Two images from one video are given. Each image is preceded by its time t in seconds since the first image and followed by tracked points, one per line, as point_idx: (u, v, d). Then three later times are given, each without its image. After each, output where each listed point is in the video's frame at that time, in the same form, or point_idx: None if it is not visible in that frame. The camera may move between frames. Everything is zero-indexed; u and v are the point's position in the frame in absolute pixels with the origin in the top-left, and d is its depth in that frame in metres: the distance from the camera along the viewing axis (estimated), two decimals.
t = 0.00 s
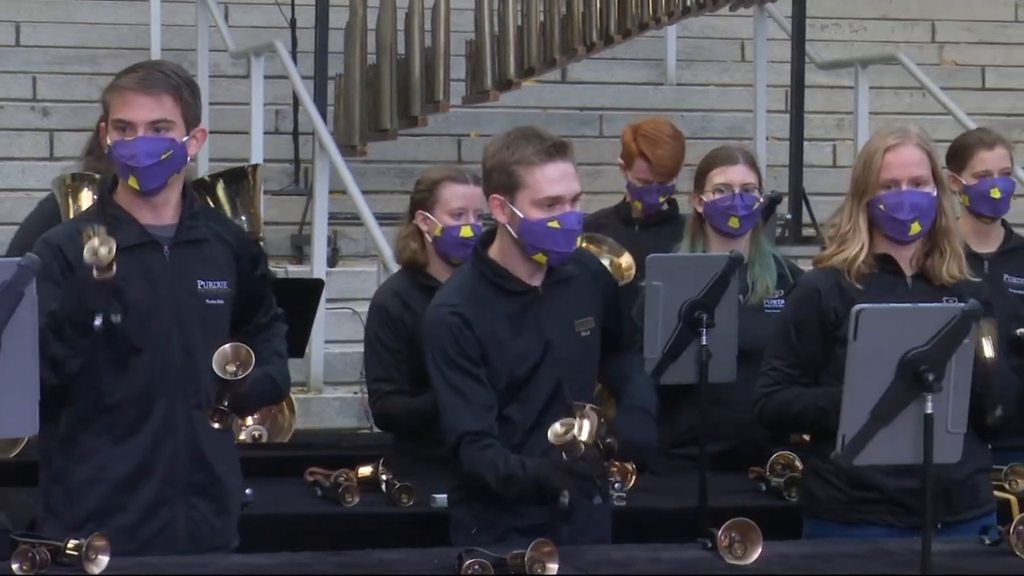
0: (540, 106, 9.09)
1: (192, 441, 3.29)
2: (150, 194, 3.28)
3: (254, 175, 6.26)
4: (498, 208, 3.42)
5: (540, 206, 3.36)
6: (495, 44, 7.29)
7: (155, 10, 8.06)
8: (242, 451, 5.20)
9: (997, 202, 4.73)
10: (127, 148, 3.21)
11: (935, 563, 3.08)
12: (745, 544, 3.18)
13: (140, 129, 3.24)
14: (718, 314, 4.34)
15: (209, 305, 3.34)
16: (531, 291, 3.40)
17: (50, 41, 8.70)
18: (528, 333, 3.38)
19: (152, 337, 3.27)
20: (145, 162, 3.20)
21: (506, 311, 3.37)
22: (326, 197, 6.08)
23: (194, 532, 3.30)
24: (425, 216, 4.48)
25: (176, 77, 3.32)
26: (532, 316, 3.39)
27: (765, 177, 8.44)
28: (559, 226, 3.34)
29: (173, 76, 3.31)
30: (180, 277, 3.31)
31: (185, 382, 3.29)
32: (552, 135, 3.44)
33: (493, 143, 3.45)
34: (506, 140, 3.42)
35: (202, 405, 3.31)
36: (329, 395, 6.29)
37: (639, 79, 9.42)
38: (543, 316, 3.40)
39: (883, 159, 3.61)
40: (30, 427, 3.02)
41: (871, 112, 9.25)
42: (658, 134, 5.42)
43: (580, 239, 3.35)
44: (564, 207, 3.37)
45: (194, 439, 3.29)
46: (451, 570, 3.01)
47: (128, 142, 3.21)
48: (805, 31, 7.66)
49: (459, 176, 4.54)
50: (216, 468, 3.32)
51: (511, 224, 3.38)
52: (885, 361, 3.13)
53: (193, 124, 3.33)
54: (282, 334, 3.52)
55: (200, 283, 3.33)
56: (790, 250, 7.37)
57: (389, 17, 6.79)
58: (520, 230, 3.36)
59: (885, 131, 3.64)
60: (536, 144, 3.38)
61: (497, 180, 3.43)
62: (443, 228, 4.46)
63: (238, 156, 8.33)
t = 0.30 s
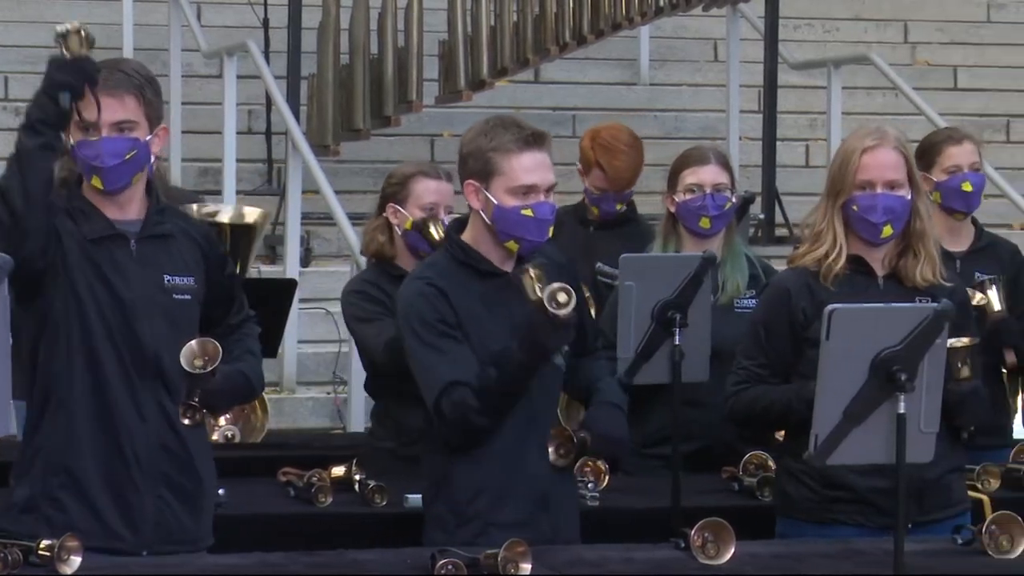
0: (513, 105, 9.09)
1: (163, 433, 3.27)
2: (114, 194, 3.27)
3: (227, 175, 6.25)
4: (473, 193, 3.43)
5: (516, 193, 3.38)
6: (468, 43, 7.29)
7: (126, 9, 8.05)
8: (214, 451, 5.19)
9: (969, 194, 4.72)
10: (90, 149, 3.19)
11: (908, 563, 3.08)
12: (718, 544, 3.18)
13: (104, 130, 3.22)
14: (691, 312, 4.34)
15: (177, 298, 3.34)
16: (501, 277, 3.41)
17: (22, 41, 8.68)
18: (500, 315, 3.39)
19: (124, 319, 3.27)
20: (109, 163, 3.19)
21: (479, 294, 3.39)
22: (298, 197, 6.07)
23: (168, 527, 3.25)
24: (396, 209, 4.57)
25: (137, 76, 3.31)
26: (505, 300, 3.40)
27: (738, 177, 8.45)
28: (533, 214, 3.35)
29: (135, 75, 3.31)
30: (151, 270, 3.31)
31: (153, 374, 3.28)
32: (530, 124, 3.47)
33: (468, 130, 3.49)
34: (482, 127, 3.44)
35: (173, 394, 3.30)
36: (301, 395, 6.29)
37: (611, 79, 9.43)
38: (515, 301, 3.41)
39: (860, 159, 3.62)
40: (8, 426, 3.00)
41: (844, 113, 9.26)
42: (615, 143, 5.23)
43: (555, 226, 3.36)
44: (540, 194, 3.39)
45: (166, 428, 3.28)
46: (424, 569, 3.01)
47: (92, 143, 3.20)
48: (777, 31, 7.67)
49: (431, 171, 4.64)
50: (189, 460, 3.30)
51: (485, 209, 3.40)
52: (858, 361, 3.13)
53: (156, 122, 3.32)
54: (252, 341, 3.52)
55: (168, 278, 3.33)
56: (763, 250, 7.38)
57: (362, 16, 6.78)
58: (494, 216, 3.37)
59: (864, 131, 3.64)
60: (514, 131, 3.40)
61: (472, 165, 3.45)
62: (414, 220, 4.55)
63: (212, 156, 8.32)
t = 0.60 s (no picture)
0: (490, 105, 9.09)
1: (133, 437, 3.27)
2: (94, 189, 3.25)
3: (204, 175, 6.25)
4: (462, 197, 3.44)
5: (503, 193, 3.38)
6: (445, 43, 7.29)
7: (103, 9, 8.03)
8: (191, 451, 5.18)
9: (938, 205, 4.76)
10: (72, 141, 3.19)
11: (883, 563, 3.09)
12: (695, 544, 3.18)
13: (85, 122, 3.23)
14: (668, 312, 4.35)
15: (151, 301, 3.32)
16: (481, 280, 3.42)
17: None
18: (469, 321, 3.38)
19: (95, 322, 3.25)
20: (89, 155, 3.18)
21: (447, 295, 3.38)
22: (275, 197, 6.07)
23: (133, 531, 3.26)
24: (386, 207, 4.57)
25: (120, 71, 3.32)
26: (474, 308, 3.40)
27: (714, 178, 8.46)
28: (521, 214, 3.35)
29: (118, 70, 3.31)
30: (123, 272, 3.29)
31: (122, 379, 3.26)
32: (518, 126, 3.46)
33: (459, 133, 3.48)
34: (471, 131, 3.45)
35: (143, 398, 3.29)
36: (278, 395, 6.29)
37: (588, 79, 9.43)
38: (486, 311, 3.40)
39: (836, 169, 3.61)
40: None
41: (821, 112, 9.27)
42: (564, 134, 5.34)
43: (544, 227, 3.36)
44: (528, 194, 3.39)
45: (135, 432, 3.27)
46: (401, 569, 3.01)
47: (73, 135, 3.19)
48: (754, 31, 7.68)
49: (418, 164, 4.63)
50: (158, 464, 3.30)
51: (475, 212, 3.40)
52: (834, 360, 3.14)
53: (138, 118, 3.32)
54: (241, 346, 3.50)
55: (142, 280, 3.31)
56: (739, 250, 7.40)
57: (338, 16, 6.77)
58: (483, 218, 3.37)
59: (839, 138, 3.63)
60: (501, 133, 3.40)
61: (460, 169, 3.45)
62: (404, 217, 4.55)
63: (188, 155, 8.30)
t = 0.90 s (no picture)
0: (461, 105, 9.09)
1: (91, 448, 3.23)
2: (68, 193, 3.22)
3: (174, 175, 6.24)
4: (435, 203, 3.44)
5: (476, 198, 3.37)
6: (416, 42, 7.29)
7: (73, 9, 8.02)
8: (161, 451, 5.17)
9: (908, 202, 4.76)
10: (47, 144, 3.17)
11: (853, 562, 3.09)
12: (666, 544, 3.18)
13: (60, 125, 3.20)
14: (640, 312, 4.34)
15: (114, 311, 3.26)
16: (450, 284, 3.41)
17: None
18: (426, 313, 3.38)
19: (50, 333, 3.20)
20: (63, 159, 3.15)
21: (407, 286, 3.39)
22: (246, 197, 6.06)
23: (88, 540, 3.23)
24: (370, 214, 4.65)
25: (98, 74, 3.28)
26: (433, 304, 3.39)
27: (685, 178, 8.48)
28: (495, 218, 3.34)
29: (95, 73, 3.28)
30: (82, 282, 3.23)
31: (80, 389, 3.22)
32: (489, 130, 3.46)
33: (434, 138, 3.48)
34: (445, 137, 3.45)
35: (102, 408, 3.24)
36: (248, 395, 6.28)
37: (559, 79, 9.43)
38: (445, 310, 3.39)
39: (810, 166, 3.59)
40: None
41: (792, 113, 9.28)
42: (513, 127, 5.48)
43: (519, 230, 3.36)
44: (501, 198, 3.38)
45: (94, 443, 3.23)
46: (371, 569, 3.01)
47: (49, 139, 3.17)
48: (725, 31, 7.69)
49: (400, 168, 4.69)
50: (118, 475, 3.25)
51: (448, 218, 3.39)
52: (806, 360, 3.14)
53: (114, 122, 3.29)
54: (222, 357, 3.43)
55: (105, 289, 3.25)
56: (710, 250, 7.41)
57: (309, 16, 6.77)
58: (456, 223, 3.36)
59: (814, 135, 3.61)
60: (473, 138, 3.40)
61: (434, 176, 3.45)
62: (387, 222, 4.62)
63: (158, 155, 8.29)
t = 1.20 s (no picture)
0: (437, 104, 9.08)
1: (45, 453, 3.12)
2: (30, 199, 3.13)
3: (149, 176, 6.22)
4: (400, 201, 3.38)
5: (439, 197, 3.31)
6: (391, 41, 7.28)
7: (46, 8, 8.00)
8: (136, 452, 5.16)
9: (890, 199, 4.76)
10: (8, 151, 3.08)
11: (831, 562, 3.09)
12: (642, 543, 3.18)
13: (23, 133, 3.11)
14: (616, 312, 4.34)
15: (69, 315, 3.14)
16: (421, 280, 3.33)
17: None
18: (401, 310, 3.30)
19: None
20: (25, 167, 3.06)
21: (381, 287, 3.32)
22: (221, 196, 6.05)
23: (39, 543, 3.13)
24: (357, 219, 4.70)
25: (63, 79, 3.18)
26: (410, 304, 3.31)
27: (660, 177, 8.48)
28: (458, 216, 3.27)
29: (60, 78, 3.18)
30: (36, 284, 3.12)
31: (32, 392, 3.10)
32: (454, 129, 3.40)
33: (397, 137, 3.42)
34: (409, 134, 3.39)
35: (54, 413, 3.12)
36: (224, 395, 6.27)
37: (533, 78, 9.43)
38: (421, 307, 3.32)
39: (787, 162, 3.59)
40: None
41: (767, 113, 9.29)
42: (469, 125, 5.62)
43: (482, 229, 3.28)
44: (464, 198, 3.32)
45: (47, 447, 3.12)
46: (347, 571, 2.99)
47: (10, 145, 3.08)
48: (701, 30, 7.68)
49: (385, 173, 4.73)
50: (73, 479, 3.14)
51: (412, 216, 3.33)
52: (783, 360, 3.14)
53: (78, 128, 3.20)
54: (184, 368, 3.28)
55: (60, 292, 3.13)
56: (686, 250, 7.41)
57: (284, 16, 6.76)
58: (420, 221, 3.30)
59: (790, 131, 3.61)
60: (437, 135, 3.34)
61: (398, 174, 3.39)
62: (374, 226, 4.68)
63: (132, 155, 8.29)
